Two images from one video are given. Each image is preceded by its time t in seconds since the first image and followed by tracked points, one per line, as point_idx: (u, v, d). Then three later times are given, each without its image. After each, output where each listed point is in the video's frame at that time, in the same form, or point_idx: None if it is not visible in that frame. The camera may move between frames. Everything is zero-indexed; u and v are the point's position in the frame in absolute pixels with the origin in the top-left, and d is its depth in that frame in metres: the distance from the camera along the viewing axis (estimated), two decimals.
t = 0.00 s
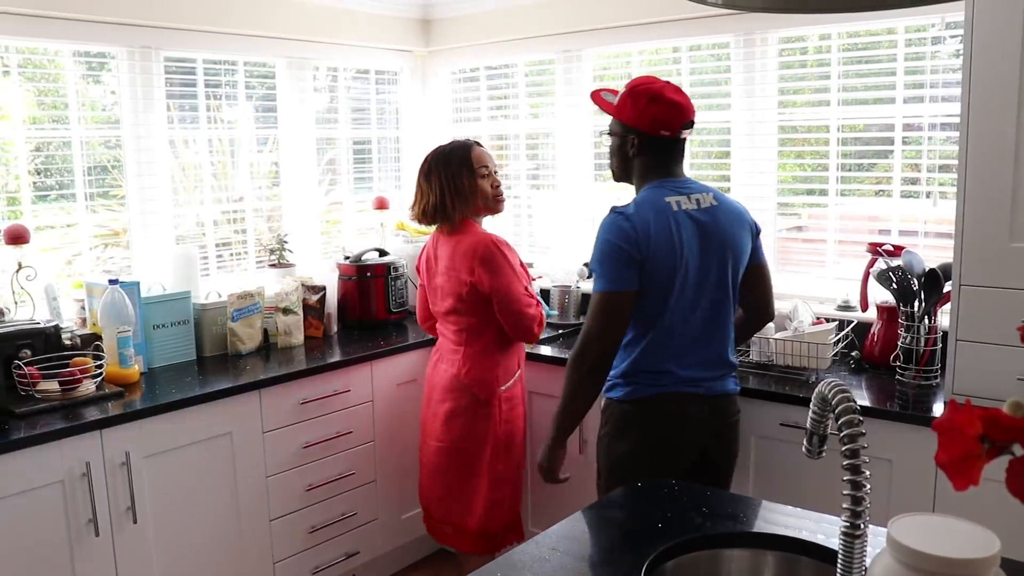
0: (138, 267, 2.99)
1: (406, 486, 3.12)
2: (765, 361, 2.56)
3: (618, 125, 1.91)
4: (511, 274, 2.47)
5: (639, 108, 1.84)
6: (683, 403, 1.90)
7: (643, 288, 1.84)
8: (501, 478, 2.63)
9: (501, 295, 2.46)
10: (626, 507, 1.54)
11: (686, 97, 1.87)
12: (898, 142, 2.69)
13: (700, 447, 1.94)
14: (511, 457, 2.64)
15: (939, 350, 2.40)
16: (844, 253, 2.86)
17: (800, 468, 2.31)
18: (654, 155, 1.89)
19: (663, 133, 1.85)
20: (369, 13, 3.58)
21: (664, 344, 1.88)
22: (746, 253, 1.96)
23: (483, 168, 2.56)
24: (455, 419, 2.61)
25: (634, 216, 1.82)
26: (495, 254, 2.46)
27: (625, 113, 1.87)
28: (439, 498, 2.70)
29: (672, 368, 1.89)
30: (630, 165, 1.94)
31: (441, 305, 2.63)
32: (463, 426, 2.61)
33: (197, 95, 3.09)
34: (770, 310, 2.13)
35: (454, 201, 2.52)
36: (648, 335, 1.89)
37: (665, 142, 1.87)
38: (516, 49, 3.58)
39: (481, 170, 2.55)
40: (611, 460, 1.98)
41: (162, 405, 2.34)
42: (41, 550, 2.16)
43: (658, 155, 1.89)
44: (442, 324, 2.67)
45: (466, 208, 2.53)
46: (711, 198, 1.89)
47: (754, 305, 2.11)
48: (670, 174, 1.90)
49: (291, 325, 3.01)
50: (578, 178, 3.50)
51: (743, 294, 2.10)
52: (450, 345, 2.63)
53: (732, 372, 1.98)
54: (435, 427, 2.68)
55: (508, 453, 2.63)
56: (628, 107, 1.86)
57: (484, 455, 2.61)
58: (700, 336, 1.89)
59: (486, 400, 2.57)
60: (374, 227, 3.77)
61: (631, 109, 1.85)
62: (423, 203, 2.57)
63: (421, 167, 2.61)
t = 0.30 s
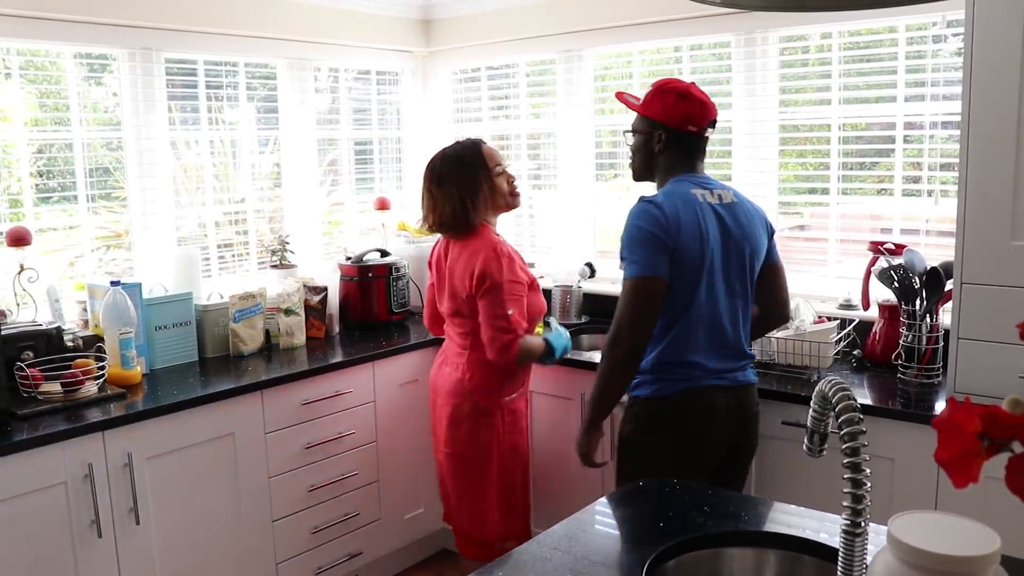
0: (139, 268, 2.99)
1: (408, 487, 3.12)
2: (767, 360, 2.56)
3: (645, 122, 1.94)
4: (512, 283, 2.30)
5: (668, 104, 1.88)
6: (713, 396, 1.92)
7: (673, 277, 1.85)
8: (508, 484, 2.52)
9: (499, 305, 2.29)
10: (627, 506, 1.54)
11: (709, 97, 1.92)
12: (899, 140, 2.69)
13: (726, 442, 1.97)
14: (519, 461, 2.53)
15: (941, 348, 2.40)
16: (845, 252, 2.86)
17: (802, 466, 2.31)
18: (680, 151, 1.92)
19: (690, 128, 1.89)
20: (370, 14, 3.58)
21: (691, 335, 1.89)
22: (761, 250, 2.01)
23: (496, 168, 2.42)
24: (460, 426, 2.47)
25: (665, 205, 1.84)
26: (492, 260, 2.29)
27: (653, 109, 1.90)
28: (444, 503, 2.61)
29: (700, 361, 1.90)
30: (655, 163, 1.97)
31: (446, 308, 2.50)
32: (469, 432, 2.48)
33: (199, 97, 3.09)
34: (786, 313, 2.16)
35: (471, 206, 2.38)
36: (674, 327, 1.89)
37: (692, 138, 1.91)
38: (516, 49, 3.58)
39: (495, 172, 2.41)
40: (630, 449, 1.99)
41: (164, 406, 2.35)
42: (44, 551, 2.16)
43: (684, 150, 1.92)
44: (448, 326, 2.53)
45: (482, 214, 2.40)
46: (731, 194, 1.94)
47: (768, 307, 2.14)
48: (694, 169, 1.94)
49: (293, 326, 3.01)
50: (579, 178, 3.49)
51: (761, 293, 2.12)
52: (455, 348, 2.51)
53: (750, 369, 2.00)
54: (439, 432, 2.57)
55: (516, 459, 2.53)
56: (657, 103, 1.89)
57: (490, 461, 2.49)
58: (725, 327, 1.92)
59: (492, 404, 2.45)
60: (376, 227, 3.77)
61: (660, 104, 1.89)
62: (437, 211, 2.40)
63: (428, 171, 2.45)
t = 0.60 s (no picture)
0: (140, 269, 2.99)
1: (409, 486, 3.12)
2: (768, 358, 2.56)
3: (666, 121, 1.93)
4: (492, 292, 1.96)
5: (693, 102, 1.88)
6: (728, 392, 1.92)
7: (696, 270, 1.84)
8: (507, 506, 2.18)
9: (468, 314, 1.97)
10: (628, 504, 1.53)
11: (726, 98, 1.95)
12: (899, 137, 2.69)
13: (741, 440, 1.97)
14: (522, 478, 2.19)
15: (942, 345, 2.40)
16: (845, 249, 2.86)
17: (803, 464, 2.31)
18: (704, 150, 1.93)
19: (716, 126, 1.90)
20: (369, 14, 3.58)
21: (708, 330, 1.89)
22: (776, 250, 2.03)
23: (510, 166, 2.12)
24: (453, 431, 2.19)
25: (691, 197, 1.83)
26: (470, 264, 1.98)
27: (677, 109, 1.90)
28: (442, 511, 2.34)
29: (717, 356, 1.91)
30: (676, 162, 1.96)
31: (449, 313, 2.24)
32: (463, 440, 2.19)
33: (199, 98, 3.09)
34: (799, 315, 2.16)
35: (485, 212, 2.05)
36: (692, 321, 1.89)
37: (716, 137, 1.92)
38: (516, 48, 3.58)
39: (511, 172, 2.10)
40: (642, 443, 1.99)
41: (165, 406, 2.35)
42: (46, 553, 2.16)
43: (708, 149, 1.93)
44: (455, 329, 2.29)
45: (496, 223, 2.08)
46: (748, 193, 1.96)
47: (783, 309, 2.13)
48: (713, 168, 1.95)
49: (294, 326, 3.01)
50: (579, 176, 3.49)
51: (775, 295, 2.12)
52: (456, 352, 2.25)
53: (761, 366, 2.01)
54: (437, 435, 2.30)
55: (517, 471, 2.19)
56: (681, 103, 1.89)
57: (484, 476, 2.18)
58: (741, 324, 1.93)
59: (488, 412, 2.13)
60: (376, 227, 3.77)
61: (685, 104, 1.89)
62: (446, 216, 2.06)
63: (435, 170, 2.10)
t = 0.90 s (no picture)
0: (140, 267, 3.00)
1: (409, 485, 3.13)
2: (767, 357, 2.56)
3: (675, 122, 1.92)
4: (473, 304, 1.95)
5: (702, 104, 1.87)
6: (734, 390, 1.93)
7: (707, 271, 1.83)
8: (492, 511, 2.12)
9: (456, 328, 1.95)
10: (625, 503, 1.54)
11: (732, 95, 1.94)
12: (898, 137, 2.69)
13: (744, 439, 1.98)
14: (513, 485, 2.11)
15: (940, 344, 2.40)
16: (845, 249, 2.86)
17: (801, 463, 2.31)
18: (712, 149, 1.93)
19: (724, 126, 1.89)
20: (370, 13, 3.58)
21: (715, 330, 1.89)
22: (778, 251, 2.04)
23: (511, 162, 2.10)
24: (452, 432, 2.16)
25: (703, 198, 1.83)
26: (456, 275, 1.96)
27: (684, 110, 1.88)
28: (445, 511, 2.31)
29: (724, 356, 1.92)
30: (684, 163, 1.96)
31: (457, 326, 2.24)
32: (458, 441, 2.16)
33: (199, 96, 3.09)
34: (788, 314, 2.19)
35: (480, 218, 2.05)
36: (699, 322, 1.89)
37: (724, 136, 1.92)
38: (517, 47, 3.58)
39: (511, 176, 2.08)
40: (645, 441, 2.00)
41: (164, 404, 2.35)
42: (45, 550, 2.17)
43: (716, 149, 1.93)
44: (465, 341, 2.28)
45: (490, 227, 2.07)
46: (754, 194, 1.97)
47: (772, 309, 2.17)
48: (720, 168, 1.95)
49: (293, 325, 3.02)
50: (579, 176, 3.49)
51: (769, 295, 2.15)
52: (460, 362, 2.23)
53: (763, 365, 2.03)
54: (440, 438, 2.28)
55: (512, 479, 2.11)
56: (689, 104, 1.87)
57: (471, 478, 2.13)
58: (746, 324, 1.94)
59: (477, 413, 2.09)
60: (376, 226, 3.77)
61: (694, 105, 1.87)
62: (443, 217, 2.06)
63: (436, 166, 2.09)
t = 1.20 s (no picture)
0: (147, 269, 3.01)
1: (415, 486, 3.14)
2: (772, 357, 2.55)
3: (661, 126, 1.91)
4: (473, 294, 1.99)
5: (686, 106, 1.86)
6: (737, 391, 1.94)
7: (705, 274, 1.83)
8: (502, 508, 2.13)
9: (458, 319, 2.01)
10: (631, 502, 1.54)
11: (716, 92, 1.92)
12: (904, 136, 2.69)
13: (747, 441, 1.99)
14: (525, 483, 2.12)
15: (946, 344, 2.40)
16: (851, 249, 2.86)
17: (808, 462, 2.31)
18: (700, 150, 1.93)
19: (710, 126, 1.89)
20: (375, 14, 3.59)
21: (715, 332, 1.90)
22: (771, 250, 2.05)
23: (526, 163, 2.14)
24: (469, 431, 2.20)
25: (700, 200, 1.82)
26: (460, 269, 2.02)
27: (668, 114, 1.87)
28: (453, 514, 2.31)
29: (725, 356, 1.93)
30: (673, 166, 1.95)
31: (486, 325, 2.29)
32: (474, 441, 2.19)
33: (205, 98, 3.11)
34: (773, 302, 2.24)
35: (479, 217, 2.18)
36: (700, 325, 1.89)
37: (711, 136, 1.91)
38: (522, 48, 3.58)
39: (515, 178, 2.11)
40: (650, 443, 2.01)
41: (172, 405, 2.37)
42: (55, 550, 2.18)
43: (704, 149, 1.93)
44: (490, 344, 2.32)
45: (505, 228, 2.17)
46: (747, 192, 1.97)
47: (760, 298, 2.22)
48: (711, 168, 1.95)
49: (300, 326, 3.03)
50: (585, 176, 3.50)
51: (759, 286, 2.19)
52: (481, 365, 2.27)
53: (763, 364, 2.04)
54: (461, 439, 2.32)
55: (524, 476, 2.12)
56: (673, 107, 1.87)
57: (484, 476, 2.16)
58: (744, 324, 1.94)
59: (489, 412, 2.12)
60: (382, 227, 3.79)
61: (679, 108, 1.86)
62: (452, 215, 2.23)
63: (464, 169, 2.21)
